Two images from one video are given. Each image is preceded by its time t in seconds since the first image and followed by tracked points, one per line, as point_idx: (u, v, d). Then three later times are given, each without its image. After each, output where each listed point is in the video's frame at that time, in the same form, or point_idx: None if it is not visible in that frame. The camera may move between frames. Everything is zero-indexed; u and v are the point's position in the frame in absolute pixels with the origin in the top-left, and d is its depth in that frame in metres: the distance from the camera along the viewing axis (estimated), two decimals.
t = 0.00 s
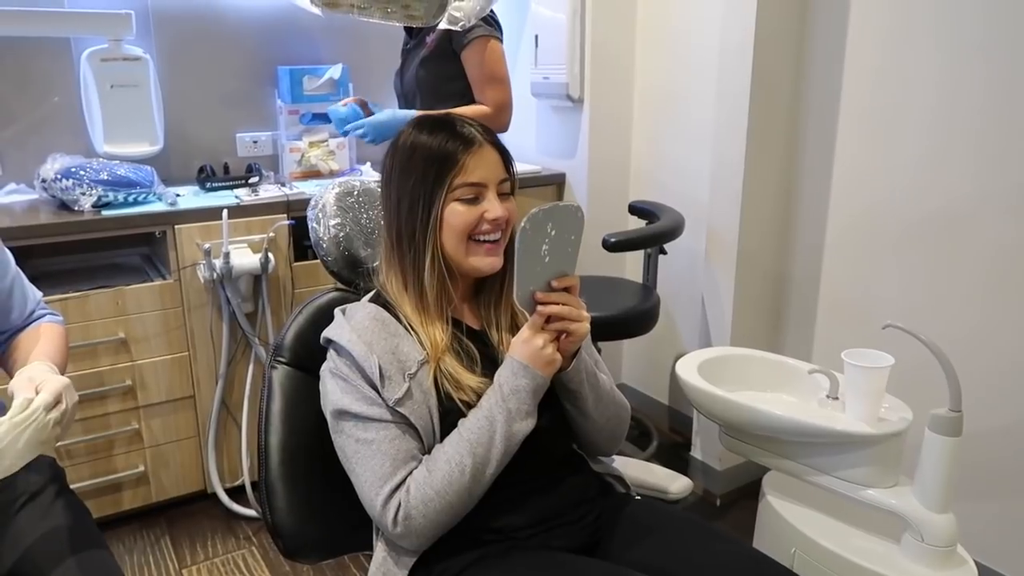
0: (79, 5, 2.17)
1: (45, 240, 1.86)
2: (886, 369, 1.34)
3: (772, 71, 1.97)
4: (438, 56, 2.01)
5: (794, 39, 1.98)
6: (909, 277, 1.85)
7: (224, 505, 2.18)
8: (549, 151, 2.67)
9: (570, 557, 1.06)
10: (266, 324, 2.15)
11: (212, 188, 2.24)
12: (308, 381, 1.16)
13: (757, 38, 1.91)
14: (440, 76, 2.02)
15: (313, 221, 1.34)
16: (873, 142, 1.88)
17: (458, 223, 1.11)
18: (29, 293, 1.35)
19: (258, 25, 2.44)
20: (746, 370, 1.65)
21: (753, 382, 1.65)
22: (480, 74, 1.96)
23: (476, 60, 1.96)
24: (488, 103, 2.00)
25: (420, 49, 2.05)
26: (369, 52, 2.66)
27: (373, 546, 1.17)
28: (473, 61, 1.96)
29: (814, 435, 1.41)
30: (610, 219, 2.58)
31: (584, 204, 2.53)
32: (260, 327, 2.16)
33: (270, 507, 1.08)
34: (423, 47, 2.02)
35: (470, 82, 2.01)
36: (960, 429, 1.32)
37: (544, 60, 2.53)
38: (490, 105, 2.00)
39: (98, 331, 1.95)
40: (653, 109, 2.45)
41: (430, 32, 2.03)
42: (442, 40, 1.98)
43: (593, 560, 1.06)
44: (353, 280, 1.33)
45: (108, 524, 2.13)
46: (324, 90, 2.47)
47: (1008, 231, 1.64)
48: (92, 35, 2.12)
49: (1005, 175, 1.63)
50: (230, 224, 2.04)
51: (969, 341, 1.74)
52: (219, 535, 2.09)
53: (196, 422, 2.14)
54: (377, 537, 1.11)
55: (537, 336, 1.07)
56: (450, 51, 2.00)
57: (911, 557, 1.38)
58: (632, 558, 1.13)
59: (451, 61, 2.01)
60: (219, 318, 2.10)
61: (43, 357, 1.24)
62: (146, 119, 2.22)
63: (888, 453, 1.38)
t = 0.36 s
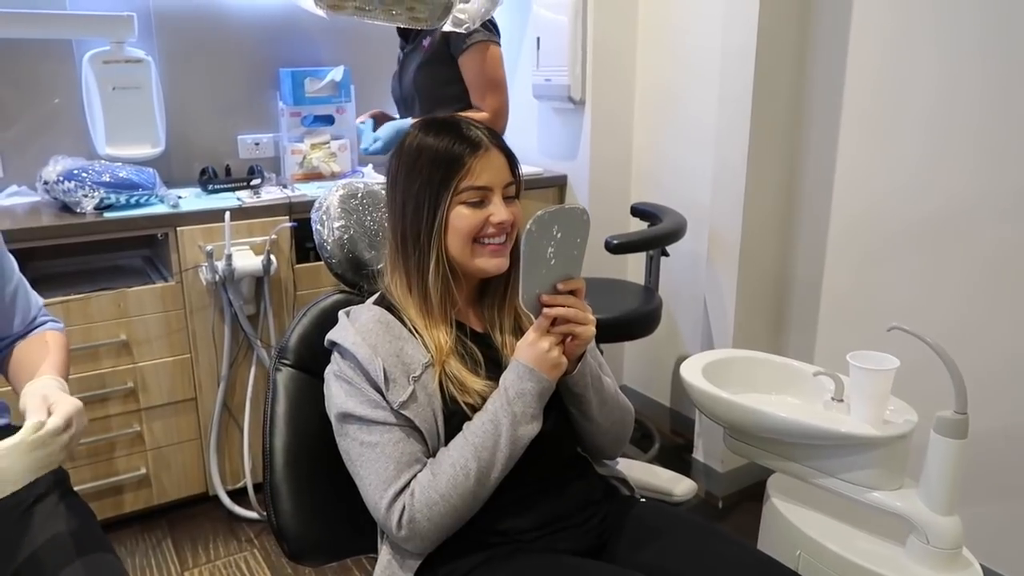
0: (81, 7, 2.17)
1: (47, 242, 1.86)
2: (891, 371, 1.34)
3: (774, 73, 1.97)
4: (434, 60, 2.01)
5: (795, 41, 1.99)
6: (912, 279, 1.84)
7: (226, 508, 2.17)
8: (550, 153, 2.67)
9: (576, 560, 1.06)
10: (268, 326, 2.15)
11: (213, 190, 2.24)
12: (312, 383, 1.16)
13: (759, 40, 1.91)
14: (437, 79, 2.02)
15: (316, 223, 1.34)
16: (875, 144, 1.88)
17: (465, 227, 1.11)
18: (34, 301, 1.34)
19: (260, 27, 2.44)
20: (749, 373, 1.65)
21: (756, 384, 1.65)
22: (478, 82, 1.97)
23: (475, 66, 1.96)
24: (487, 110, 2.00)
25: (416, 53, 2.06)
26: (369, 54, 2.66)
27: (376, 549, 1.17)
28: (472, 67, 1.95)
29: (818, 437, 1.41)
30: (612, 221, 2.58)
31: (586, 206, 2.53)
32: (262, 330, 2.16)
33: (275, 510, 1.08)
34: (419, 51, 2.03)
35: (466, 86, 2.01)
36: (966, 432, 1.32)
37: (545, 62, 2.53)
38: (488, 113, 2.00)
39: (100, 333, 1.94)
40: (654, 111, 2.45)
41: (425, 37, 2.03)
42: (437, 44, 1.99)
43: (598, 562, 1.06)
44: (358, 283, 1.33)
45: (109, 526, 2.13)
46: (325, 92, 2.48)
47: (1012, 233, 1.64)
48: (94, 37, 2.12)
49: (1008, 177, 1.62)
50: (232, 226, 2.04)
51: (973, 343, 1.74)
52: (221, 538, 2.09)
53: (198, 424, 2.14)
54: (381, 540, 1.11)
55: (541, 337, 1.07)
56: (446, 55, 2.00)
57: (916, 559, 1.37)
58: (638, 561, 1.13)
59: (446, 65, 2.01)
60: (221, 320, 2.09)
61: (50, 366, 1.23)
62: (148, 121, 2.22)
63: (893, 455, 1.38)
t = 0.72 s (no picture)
0: (72, 8, 2.16)
1: (37, 245, 1.85)
2: (887, 372, 1.35)
3: (767, 76, 1.97)
4: (435, 62, 2.00)
5: (788, 44, 2.00)
6: (907, 280, 1.85)
7: (218, 512, 2.16)
8: (543, 155, 2.68)
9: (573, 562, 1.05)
10: (261, 329, 2.14)
11: (206, 192, 2.22)
12: (307, 386, 1.15)
13: (752, 43, 1.92)
14: (439, 81, 2.02)
15: (312, 226, 1.34)
16: (869, 146, 1.88)
17: (462, 229, 1.10)
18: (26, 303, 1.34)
19: (252, 29, 2.43)
20: (744, 374, 1.65)
21: (751, 386, 1.65)
22: (478, 84, 1.99)
23: (476, 69, 1.98)
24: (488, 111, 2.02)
25: (414, 55, 2.04)
26: (361, 56, 2.65)
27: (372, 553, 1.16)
28: (473, 71, 1.98)
29: (813, 438, 1.41)
30: (605, 223, 2.59)
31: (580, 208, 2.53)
32: (255, 332, 2.15)
33: (270, 514, 1.07)
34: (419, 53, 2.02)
35: (468, 89, 2.02)
36: (961, 433, 1.32)
37: (539, 64, 2.53)
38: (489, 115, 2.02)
39: (91, 336, 1.93)
40: (648, 113, 2.46)
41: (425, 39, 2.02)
42: (439, 45, 1.98)
43: (595, 564, 1.06)
44: (353, 285, 1.32)
45: (99, 531, 2.11)
46: (318, 95, 2.47)
47: (1007, 234, 1.65)
48: (85, 38, 2.10)
49: (1003, 180, 1.64)
50: (225, 228, 2.03)
51: (967, 344, 1.75)
52: (213, 542, 2.08)
53: (190, 427, 2.12)
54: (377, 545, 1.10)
55: (538, 339, 1.07)
56: (447, 56, 1.99)
57: (912, 560, 1.38)
58: (634, 563, 1.13)
59: (449, 67, 2.01)
60: (214, 322, 2.08)
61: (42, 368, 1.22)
62: (139, 123, 2.21)
63: (889, 456, 1.38)
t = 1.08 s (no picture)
0: (63, 10, 2.15)
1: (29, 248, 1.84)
2: (883, 373, 1.36)
3: (760, 78, 1.98)
4: (432, 65, 2.01)
5: (781, 46, 2.00)
6: (901, 282, 1.86)
7: (212, 515, 2.15)
8: (537, 157, 2.68)
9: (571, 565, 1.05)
10: (255, 332, 2.13)
11: (199, 195, 2.22)
12: (304, 390, 1.15)
13: (746, 46, 1.93)
14: (438, 84, 2.03)
15: (308, 229, 1.34)
16: (862, 148, 1.89)
17: (467, 237, 1.10)
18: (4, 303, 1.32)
19: (245, 31, 2.43)
20: (740, 376, 1.66)
21: (747, 387, 1.65)
22: (478, 86, 2.00)
23: (475, 72, 1.99)
24: (487, 114, 2.03)
25: (412, 58, 2.05)
26: (354, 58, 2.65)
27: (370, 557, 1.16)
28: (473, 74, 1.99)
29: (810, 439, 1.41)
30: (599, 225, 2.59)
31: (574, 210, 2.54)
32: (249, 336, 2.14)
33: (268, 518, 1.07)
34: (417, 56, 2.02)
35: (466, 93, 2.03)
36: (957, 433, 1.33)
37: (532, 66, 2.53)
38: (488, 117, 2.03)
39: (84, 340, 1.92)
40: (642, 115, 2.46)
41: (423, 41, 2.03)
42: (438, 48, 1.99)
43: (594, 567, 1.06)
44: (350, 288, 1.31)
45: (92, 535, 2.10)
46: (312, 97, 2.46)
47: (1001, 236, 1.66)
48: (77, 41, 2.09)
49: (996, 182, 1.65)
50: (219, 231, 2.02)
51: (962, 345, 1.76)
52: (207, 546, 2.07)
53: (184, 431, 2.12)
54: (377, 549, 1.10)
55: (549, 348, 1.07)
56: (446, 58, 2.01)
57: (908, 560, 1.38)
58: (633, 567, 1.13)
59: (447, 70, 2.02)
60: (208, 326, 2.07)
61: (31, 366, 1.22)
62: (132, 125, 2.20)
63: (885, 457, 1.39)
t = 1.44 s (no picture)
0: (59, 11, 2.14)
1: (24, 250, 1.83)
2: (881, 372, 1.36)
3: (757, 78, 1.98)
4: (436, 67, 2.02)
5: (777, 47, 2.01)
6: (898, 281, 1.87)
7: (209, 518, 2.14)
8: (533, 158, 2.68)
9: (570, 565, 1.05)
10: (252, 333, 2.12)
11: (195, 197, 2.21)
12: (302, 391, 1.15)
13: (741, 46, 1.93)
14: (439, 84, 2.03)
15: (306, 230, 1.35)
16: (859, 148, 1.90)
17: (467, 236, 1.11)
18: None
19: (240, 32, 2.42)
20: (738, 376, 1.66)
21: (745, 387, 1.66)
22: (479, 87, 2.02)
23: (477, 74, 2.01)
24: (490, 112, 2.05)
25: (414, 59, 2.05)
26: (350, 59, 2.64)
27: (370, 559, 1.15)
28: (473, 75, 2.01)
29: (808, 438, 1.42)
30: (596, 225, 2.59)
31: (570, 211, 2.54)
32: (245, 337, 2.13)
33: (267, 520, 1.07)
34: (419, 57, 2.02)
35: (468, 94, 2.05)
36: (955, 432, 1.34)
37: (528, 68, 2.53)
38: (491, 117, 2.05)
39: (80, 342, 1.91)
40: (638, 115, 2.46)
41: (425, 43, 2.03)
42: (441, 49, 2.00)
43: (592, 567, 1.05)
44: (348, 290, 1.30)
45: (89, 538, 2.09)
46: (308, 98, 2.46)
47: (1000, 235, 1.66)
48: (72, 42, 2.09)
49: (994, 181, 1.66)
50: (215, 233, 2.02)
51: (959, 343, 1.76)
52: (205, 548, 2.06)
53: (180, 434, 2.11)
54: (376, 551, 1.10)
55: (547, 349, 1.06)
56: (449, 60, 2.02)
57: (907, 558, 1.39)
58: (633, 567, 1.13)
59: (450, 71, 2.03)
60: (204, 328, 2.07)
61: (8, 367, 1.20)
62: (127, 127, 2.19)
63: (884, 456, 1.39)
